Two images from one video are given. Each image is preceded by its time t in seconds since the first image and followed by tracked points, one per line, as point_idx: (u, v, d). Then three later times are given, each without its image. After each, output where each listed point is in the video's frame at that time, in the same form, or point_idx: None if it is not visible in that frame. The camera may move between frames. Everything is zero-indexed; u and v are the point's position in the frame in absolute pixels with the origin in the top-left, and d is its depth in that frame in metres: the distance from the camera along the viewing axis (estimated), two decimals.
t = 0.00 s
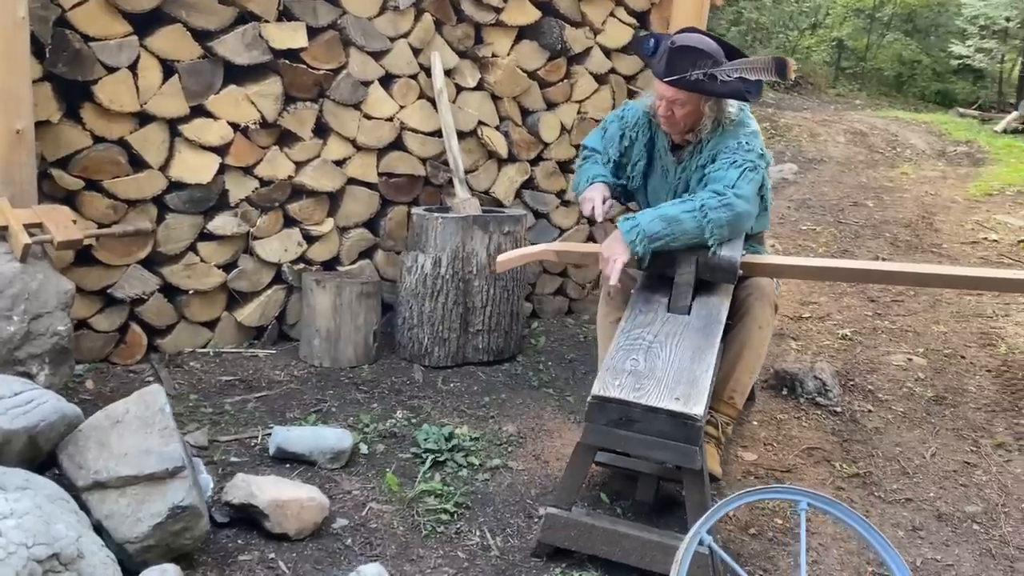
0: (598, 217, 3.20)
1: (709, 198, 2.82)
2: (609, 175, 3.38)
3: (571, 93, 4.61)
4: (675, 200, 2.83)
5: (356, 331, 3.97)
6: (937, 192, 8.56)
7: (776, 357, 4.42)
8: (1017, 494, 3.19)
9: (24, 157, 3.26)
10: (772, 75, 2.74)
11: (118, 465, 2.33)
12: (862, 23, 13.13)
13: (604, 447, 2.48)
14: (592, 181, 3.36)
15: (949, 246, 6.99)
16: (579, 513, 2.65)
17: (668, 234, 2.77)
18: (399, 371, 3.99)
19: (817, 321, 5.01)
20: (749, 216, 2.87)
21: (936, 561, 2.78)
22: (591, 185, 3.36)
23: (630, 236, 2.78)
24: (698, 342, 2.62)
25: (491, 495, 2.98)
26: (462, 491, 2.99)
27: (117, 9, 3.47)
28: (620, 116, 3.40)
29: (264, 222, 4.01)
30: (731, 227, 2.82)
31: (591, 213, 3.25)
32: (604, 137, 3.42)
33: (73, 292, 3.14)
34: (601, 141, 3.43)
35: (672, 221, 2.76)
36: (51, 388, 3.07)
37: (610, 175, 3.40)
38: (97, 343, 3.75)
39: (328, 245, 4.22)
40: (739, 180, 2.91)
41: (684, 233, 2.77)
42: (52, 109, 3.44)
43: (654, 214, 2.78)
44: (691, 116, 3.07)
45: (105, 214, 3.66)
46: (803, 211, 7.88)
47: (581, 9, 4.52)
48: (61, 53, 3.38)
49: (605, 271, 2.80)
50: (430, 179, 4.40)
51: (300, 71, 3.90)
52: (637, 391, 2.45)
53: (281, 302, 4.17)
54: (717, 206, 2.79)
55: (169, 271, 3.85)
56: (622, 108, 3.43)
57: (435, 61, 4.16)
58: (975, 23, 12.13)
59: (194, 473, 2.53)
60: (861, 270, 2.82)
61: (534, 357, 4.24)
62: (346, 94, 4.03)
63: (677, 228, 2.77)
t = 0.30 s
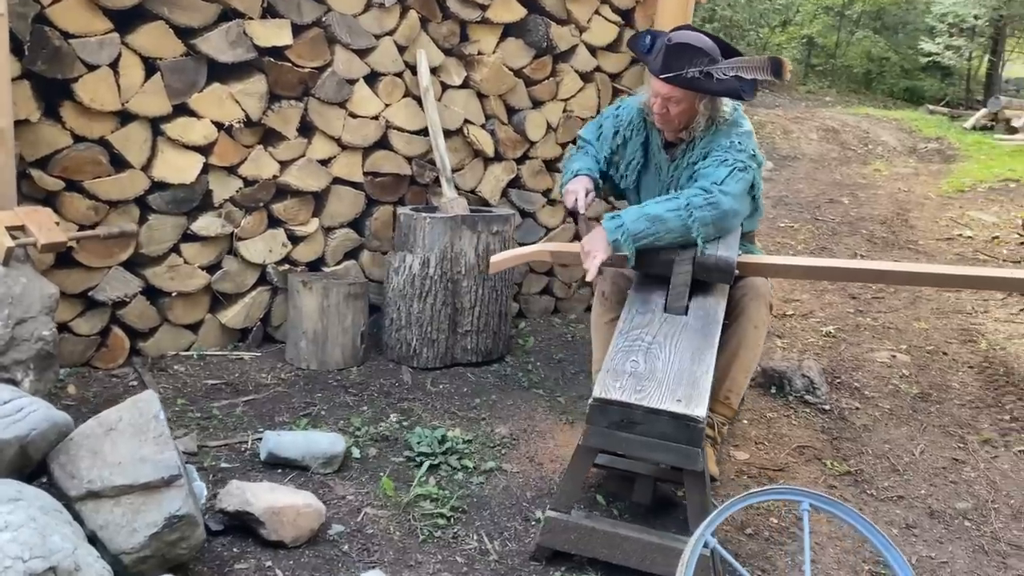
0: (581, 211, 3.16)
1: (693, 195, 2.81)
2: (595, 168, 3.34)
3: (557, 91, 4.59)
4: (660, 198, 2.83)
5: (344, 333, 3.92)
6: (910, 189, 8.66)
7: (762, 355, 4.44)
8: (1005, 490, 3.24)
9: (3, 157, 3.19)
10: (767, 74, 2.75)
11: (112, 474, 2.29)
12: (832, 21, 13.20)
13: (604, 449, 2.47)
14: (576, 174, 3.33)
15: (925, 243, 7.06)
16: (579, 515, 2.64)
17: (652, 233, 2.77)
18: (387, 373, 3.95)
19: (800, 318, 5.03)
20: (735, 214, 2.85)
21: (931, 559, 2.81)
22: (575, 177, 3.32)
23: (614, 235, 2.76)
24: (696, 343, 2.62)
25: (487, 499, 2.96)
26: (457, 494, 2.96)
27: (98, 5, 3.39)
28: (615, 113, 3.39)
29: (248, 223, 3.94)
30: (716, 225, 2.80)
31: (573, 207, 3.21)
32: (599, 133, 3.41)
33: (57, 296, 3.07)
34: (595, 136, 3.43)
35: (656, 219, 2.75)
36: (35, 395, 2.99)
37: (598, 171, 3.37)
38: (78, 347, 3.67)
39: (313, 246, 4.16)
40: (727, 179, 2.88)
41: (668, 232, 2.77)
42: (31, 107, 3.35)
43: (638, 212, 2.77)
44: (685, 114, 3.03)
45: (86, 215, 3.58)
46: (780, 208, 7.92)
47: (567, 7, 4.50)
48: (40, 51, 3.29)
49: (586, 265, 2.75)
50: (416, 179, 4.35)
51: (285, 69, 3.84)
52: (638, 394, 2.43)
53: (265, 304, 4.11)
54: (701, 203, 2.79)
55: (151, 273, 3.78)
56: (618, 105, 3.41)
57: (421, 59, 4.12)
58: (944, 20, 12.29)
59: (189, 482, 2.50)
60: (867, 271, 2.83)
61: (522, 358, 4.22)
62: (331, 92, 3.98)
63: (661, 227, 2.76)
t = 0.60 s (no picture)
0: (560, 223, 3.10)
1: (674, 194, 2.78)
2: (574, 182, 3.30)
3: (539, 89, 4.55)
4: (645, 202, 2.78)
5: (326, 336, 3.85)
6: (886, 186, 8.72)
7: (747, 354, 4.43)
8: (992, 487, 3.26)
9: None
10: (755, 72, 2.69)
11: (91, 486, 2.22)
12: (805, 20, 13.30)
13: (597, 453, 2.43)
14: (556, 188, 3.27)
15: (903, 240, 7.10)
16: (570, 520, 2.60)
17: (642, 239, 2.72)
18: (370, 376, 3.89)
19: (783, 316, 5.02)
20: (716, 211, 2.83)
21: (923, 557, 2.81)
22: (555, 190, 3.26)
23: (606, 248, 2.70)
24: (688, 344, 2.59)
25: (476, 504, 2.91)
26: (445, 500, 2.91)
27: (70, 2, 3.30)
28: (598, 115, 3.33)
29: (226, 225, 3.87)
30: (699, 223, 2.78)
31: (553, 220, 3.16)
32: (581, 138, 3.34)
33: (31, 301, 3.01)
34: (579, 140, 3.35)
35: (644, 224, 2.71)
36: (10, 403, 2.90)
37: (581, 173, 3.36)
38: (52, 353, 3.57)
39: (292, 247, 4.09)
40: (704, 175, 2.86)
41: (656, 235, 2.72)
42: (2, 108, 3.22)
43: (625, 221, 2.72)
44: (672, 112, 3.00)
45: (60, 218, 3.48)
46: (758, 206, 7.93)
47: (548, 4, 4.46)
48: (9, 48, 3.18)
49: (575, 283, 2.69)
50: (398, 178, 4.29)
51: (263, 67, 3.77)
52: (631, 396, 2.40)
53: (245, 307, 4.03)
54: (685, 204, 2.76)
55: (127, 276, 3.69)
56: (600, 108, 3.35)
57: (402, 57, 4.06)
58: (916, 19, 12.42)
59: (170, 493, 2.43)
60: (854, 269, 2.83)
61: (507, 359, 4.18)
62: (311, 91, 3.91)
63: (651, 232, 2.72)
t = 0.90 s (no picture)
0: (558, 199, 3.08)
1: (663, 194, 2.71)
2: (572, 159, 3.24)
3: (523, 90, 4.48)
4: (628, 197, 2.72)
5: (307, 344, 3.75)
6: (868, 185, 8.72)
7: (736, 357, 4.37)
8: (988, 489, 3.22)
9: None
10: (740, 74, 2.63)
11: (65, 506, 2.12)
12: (784, 20, 13.34)
13: (592, 463, 2.35)
14: (552, 165, 3.23)
15: (887, 239, 7.09)
16: (564, 532, 2.52)
17: (619, 232, 2.66)
18: (354, 385, 3.79)
19: (771, 317, 4.98)
20: (709, 216, 2.75)
21: (922, 564, 2.76)
22: (552, 169, 3.22)
23: (579, 233, 2.65)
24: (682, 349, 2.52)
25: (465, 516, 2.82)
26: (434, 513, 2.82)
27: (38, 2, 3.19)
28: (589, 108, 3.28)
29: (204, 230, 3.77)
30: (688, 226, 2.70)
31: (549, 198, 3.10)
32: (573, 131, 3.30)
33: None
34: (571, 129, 3.32)
35: (622, 217, 2.65)
36: None
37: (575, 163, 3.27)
38: (23, 365, 3.45)
39: (272, 253, 3.99)
40: (700, 179, 2.78)
41: (635, 230, 2.66)
42: None
43: (605, 211, 2.67)
44: (657, 113, 2.92)
45: (30, 225, 3.37)
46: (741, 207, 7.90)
47: (531, 3, 4.38)
48: None
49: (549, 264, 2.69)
50: (380, 181, 4.21)
51: (241, 69, 3.67)
52: (626, 403, 2.33)
53: (224, 315, 3.93)
54: (670, 203, 2.68)
55: (102, 285, 3.58)
56: (590, 103, 3.30)
57: (383, 58, 3.97)
58: (894, 19, 12.47)
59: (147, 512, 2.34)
60: (851, 271, 2.77)
61: (494, 365, 4.10)
62: (290, 93, 3.81)
63: (627, 226, 2.66)
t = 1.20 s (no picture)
0: (540, 232, 2.96)
1: (659, 206, 2.61)
2: (556, 188, 3.13)
3: (511, 95, 4.39)
4: (626, 214, 2.62)
5: (294, 359, 3.65)
6: (855, 187, 8.68)
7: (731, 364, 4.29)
8: (994, 498, 3.14)
9: None
10: (736, 75, 2.57)
11: (39, 541, 2.02)
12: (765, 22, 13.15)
13: (593, 483, 2.26)
14: (536, 195, 3.12)
15: (877, 241, 7.04)
16: (564, 555, 2.43)
17: (624, 255, 2.56)
18: (342, 401, 3.69)
19: (765, 322, 4.91)
20: (704, 222, 2.68)
21: None
22: (535, 198, 3.11)
23: (585, 264, 2.53)
24: (684, 362, 2.43)
25: (460, 538, 2.72)
26: (428, 535, 2.72)
27: (9, 9, 3.07)
28: (576, 118, 3.17)
29: (184, 243, 3.66)
30: (685, 236, 2.62)
31: (532, 228, 3.01)
32: (559, 141, 3.18)
33: None
34: (556, 146, 3.19)
35: (626, 240, 2.55)
36: None
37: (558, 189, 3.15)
38: None
39: (256, 266, 3.88)
40: (690, 186, 2.69)
41: (640, 250, 2.56)
42: None
43: (606, 235, 2.56)
44: (651, 115, 2.83)
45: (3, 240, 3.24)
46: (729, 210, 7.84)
47: (518, 7, 4.30)
48: None
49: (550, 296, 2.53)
50: (366, 190, 4.10)
51: (221, 76, 3.56)
52: (628, 421, 2.24)
53: (207, 330, 3.82)
54: (669, 216, 2.59)
55: (79, 301, 3.46)
56: (578, 111, 3.19)
57: (368, 63, 3.87)
58: (876, 20, 12.50)
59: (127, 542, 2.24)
60: (852, 277, 2.69)
61: (485, 377, 4.01)
62: (272, 101, 3.71)
63: (632, 246, 2.56)
